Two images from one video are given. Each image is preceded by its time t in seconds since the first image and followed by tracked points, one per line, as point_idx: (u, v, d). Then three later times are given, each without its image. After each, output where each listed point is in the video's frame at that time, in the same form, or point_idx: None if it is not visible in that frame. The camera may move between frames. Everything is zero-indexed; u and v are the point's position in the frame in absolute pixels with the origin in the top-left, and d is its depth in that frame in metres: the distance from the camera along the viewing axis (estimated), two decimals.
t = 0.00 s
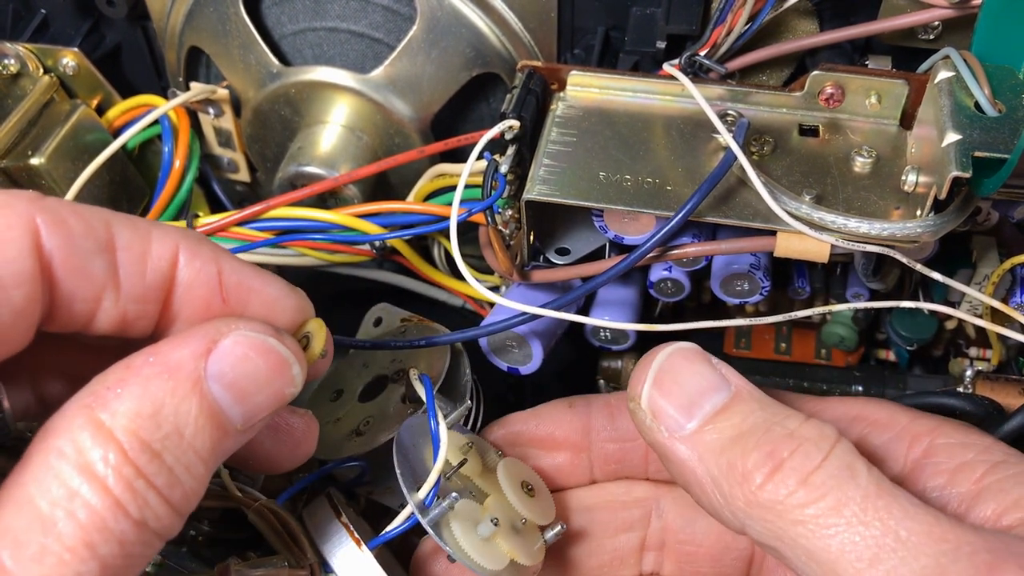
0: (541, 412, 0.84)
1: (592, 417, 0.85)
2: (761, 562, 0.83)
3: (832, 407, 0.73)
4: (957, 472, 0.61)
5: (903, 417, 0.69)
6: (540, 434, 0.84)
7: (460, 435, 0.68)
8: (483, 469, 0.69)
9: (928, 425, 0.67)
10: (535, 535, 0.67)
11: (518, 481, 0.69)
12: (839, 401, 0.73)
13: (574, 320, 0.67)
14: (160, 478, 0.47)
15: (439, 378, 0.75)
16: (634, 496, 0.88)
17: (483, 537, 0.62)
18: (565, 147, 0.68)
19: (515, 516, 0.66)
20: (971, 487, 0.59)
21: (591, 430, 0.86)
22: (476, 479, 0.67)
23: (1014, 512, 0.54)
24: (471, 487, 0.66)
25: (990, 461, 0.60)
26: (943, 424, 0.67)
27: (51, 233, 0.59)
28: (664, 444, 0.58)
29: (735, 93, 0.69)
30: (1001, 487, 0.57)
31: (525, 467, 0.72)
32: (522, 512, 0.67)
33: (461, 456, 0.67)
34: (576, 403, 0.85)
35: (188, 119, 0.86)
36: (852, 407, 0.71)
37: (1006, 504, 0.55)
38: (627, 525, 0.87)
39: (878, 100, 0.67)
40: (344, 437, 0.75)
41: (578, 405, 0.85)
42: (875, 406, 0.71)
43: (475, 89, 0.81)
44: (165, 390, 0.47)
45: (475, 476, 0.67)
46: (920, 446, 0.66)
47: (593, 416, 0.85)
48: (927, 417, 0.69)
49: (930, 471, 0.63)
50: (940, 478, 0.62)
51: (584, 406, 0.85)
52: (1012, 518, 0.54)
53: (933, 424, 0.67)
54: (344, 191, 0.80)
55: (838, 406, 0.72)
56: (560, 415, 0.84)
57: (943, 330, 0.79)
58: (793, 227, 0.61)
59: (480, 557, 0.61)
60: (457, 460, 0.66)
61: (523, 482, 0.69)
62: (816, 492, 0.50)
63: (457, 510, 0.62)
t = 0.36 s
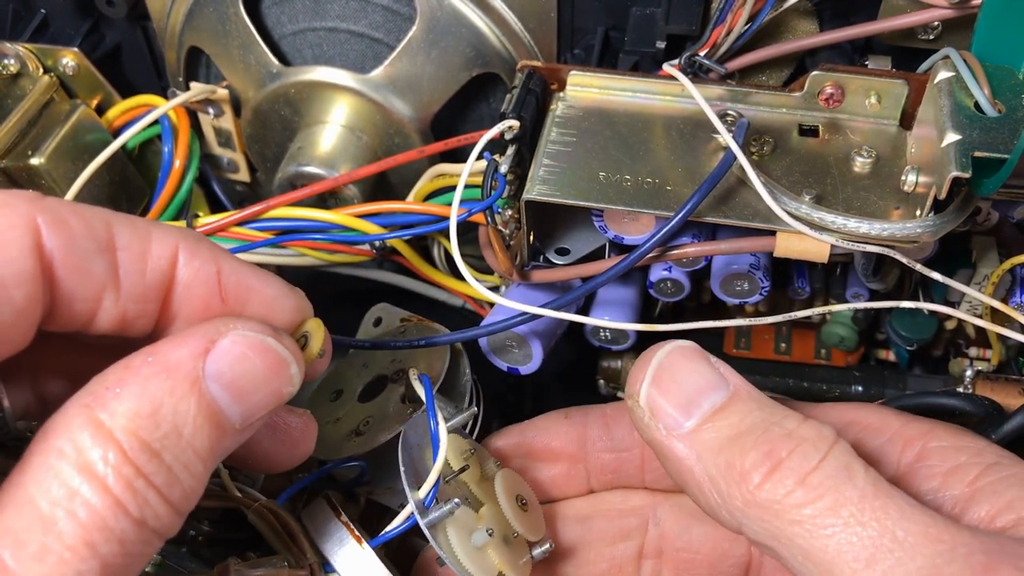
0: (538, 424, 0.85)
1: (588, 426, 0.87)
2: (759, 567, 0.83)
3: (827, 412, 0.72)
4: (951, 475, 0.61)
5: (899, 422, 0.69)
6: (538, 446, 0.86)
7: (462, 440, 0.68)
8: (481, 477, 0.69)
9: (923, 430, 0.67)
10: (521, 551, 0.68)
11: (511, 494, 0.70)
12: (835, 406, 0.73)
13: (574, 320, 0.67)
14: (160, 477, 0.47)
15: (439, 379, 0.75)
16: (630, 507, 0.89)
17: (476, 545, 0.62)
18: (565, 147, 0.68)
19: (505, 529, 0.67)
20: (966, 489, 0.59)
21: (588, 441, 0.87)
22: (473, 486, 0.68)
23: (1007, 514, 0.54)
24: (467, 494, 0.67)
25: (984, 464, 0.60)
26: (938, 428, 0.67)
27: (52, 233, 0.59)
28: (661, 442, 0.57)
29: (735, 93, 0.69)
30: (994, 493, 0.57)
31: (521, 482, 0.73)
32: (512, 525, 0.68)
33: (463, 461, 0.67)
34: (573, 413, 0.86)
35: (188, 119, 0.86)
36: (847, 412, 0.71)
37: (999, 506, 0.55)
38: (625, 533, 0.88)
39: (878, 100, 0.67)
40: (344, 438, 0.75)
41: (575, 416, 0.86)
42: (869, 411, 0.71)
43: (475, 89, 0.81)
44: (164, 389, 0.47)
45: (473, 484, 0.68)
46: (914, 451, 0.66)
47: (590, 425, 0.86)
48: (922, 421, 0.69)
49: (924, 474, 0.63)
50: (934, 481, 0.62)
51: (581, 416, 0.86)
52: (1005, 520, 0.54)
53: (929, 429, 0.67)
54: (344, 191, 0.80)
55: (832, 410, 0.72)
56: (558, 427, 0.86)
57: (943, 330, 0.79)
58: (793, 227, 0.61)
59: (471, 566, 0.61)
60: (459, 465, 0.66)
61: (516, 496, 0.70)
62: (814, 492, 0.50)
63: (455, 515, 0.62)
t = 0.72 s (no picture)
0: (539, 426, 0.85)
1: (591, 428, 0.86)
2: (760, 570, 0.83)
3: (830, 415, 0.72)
4: (952, 478, 0.62)
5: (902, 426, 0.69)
6: (541, 449, 0.86)
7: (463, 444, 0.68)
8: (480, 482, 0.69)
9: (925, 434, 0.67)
10: (511, 560, 0.68)
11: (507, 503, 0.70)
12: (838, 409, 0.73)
13: (574, 320, 0.67)
14: (151, 475, 0.47)
15: (439, 379, 0.75)
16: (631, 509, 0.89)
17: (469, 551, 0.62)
18: (565, 147, 0.68)
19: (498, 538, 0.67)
20: (967, 493, 0.59)
21: (591, 444, 0.87)
22: (471, 491, 0.67)
23: (1009, 517, 0.55)
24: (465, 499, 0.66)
25: (986, 468, 0.60)
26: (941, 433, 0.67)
27: (40, 230, 0.59)
28: (665, 436, 0.57)
29: (735, 93, 0.69)
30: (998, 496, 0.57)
31: (517, 489, 0.73)
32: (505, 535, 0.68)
33: (463, 465, 0.66)
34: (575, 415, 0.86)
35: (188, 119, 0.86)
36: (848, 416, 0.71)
37: (1003, 509, 0.56)
38: (625, 534, 0.88)
39: (878, 100, 0.67)
40: (344, 437, 0.75)
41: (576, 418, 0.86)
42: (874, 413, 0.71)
43: (475, 89, 0.81)
44: (154, 387, 0.47)
45: (471, 490, 0.67)
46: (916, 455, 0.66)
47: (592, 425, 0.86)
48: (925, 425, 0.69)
49: (926, 479, 0.63)
50: (935, 485, 0.62)
51: (583, 419, 0.86)
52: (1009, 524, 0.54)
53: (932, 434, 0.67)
54: (344, 191, 0.80)
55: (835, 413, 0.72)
56: (560, 429, 0.86)
57: (943, 330, 0.79)
58: (792, 227, 0.61)
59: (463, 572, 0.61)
60: (460, 469, 0.66)
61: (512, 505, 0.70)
62: (819, 490, 0.50)
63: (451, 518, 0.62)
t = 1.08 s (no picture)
0: (544, 433, 0.86)
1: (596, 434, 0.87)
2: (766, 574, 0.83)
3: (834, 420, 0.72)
4: (957, 484, 0.61)
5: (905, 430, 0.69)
6: (546, 456, 0.86)
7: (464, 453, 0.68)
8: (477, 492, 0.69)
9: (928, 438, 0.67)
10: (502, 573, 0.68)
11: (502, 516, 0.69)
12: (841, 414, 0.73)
13: (574, 320, 0.67)
14: (151, 476, 0.47)
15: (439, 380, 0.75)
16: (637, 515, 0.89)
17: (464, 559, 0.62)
18: (565, 147, 0.68)
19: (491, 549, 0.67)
20: (974, 499, 0.59)
21: (596, 450, 0.87)
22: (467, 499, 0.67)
23: (1015, 524, 0.54)
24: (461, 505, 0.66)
25: (990, 473, 0.60)
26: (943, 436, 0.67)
27: (41, 231, 0.59)
28: (666, 443, 0.58)
29: (735, 93, 0.69)
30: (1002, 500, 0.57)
31: (512, 503, 0.73)
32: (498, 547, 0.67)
33: (463, 473, 0.66)
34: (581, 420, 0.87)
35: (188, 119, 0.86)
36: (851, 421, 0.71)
37: (1008, 516, 0.55)
38: (633, 540, 0.88)
39: (878, 100, 0.67)
40: (344, 437, 0.75)
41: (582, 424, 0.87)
42: (876, 417, 0.71)
43: (475, 89, 0.81)
44: (155, 388, 0.47)
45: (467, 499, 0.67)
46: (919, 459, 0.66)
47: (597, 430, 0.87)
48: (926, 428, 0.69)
49: (930, 484, 0.63)
50: (940, 490, 0.62)
51: (589, 425, 0.87)
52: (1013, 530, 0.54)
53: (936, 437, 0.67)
54: (344, 191, 0.80)
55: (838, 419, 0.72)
56: (564, 436, 0.86)
57: (943, 330, 0.79)
58: (792, 227, 0.61)
59: None
60: (460, 476, 0.66)
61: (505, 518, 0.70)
62: (820, 500, 0.50)
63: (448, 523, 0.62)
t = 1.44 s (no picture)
0: (552, 446, 0.87)
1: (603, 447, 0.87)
2: None
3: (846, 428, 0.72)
4: (969, 491, 0.61)
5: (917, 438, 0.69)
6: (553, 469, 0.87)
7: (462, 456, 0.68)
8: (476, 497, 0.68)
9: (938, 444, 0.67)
10: None
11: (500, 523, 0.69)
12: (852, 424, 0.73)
13: (575, 320, 0.67)
14: (155, 476, 0.47)
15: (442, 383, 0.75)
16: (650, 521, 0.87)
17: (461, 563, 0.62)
18: (565, 147, 0.68)
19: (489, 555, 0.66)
20: (984, 506, 0.59)
21: (605, 463, 0.88)
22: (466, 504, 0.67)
23: None
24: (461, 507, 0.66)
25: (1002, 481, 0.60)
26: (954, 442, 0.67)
27: (45, 233, 0.59)
28: (678, 447, 0.58)
29: (735, 93, 0.69)
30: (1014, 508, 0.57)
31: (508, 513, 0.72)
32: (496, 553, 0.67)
33: (463, 477, 0.66)
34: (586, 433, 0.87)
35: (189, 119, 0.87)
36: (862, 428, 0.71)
37: (1020, 525, 0.56)
38: (643, 552, 0.87)
39: (878, 100, 0.67)
40: (345, 437, 0.75)
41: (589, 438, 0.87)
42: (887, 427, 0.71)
43: (475, 89, 0.81)
44: (158, 389, 0.47)
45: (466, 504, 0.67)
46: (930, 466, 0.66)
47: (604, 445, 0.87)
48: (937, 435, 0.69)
49: (941, 492, 0.63)
50: (951, 498, 0.62)
51: (596, 439, 0.87)
52: None
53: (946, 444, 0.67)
54: (344, 191, 0.80)
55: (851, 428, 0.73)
56: (572, 448, 0.87)
57: (943, 330, 0.80)
58: (793, 227, 0.61)
59: None
60: (459, 480, 0.66)
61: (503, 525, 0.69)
62: (832, 506, 0.50)
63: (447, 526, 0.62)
